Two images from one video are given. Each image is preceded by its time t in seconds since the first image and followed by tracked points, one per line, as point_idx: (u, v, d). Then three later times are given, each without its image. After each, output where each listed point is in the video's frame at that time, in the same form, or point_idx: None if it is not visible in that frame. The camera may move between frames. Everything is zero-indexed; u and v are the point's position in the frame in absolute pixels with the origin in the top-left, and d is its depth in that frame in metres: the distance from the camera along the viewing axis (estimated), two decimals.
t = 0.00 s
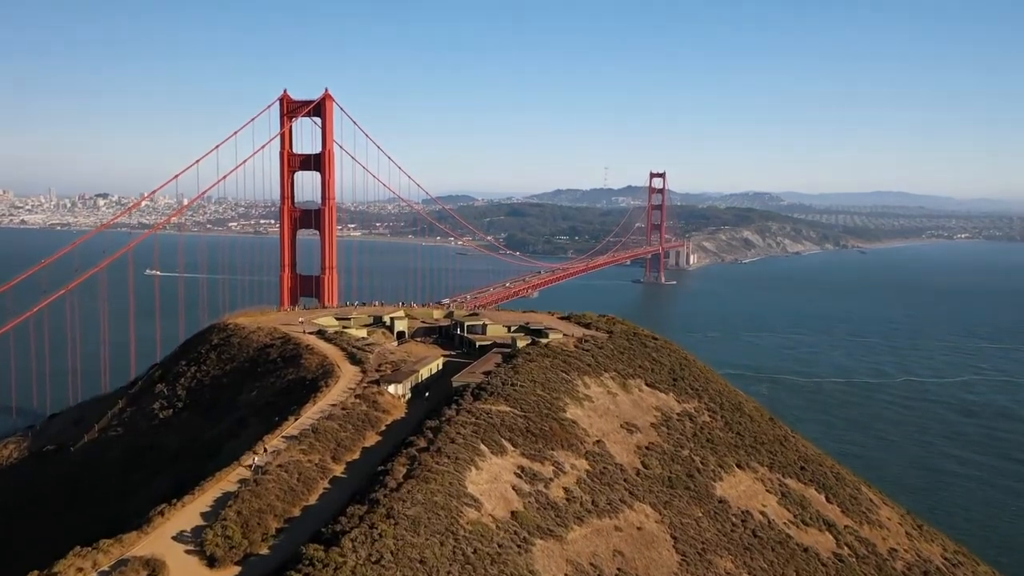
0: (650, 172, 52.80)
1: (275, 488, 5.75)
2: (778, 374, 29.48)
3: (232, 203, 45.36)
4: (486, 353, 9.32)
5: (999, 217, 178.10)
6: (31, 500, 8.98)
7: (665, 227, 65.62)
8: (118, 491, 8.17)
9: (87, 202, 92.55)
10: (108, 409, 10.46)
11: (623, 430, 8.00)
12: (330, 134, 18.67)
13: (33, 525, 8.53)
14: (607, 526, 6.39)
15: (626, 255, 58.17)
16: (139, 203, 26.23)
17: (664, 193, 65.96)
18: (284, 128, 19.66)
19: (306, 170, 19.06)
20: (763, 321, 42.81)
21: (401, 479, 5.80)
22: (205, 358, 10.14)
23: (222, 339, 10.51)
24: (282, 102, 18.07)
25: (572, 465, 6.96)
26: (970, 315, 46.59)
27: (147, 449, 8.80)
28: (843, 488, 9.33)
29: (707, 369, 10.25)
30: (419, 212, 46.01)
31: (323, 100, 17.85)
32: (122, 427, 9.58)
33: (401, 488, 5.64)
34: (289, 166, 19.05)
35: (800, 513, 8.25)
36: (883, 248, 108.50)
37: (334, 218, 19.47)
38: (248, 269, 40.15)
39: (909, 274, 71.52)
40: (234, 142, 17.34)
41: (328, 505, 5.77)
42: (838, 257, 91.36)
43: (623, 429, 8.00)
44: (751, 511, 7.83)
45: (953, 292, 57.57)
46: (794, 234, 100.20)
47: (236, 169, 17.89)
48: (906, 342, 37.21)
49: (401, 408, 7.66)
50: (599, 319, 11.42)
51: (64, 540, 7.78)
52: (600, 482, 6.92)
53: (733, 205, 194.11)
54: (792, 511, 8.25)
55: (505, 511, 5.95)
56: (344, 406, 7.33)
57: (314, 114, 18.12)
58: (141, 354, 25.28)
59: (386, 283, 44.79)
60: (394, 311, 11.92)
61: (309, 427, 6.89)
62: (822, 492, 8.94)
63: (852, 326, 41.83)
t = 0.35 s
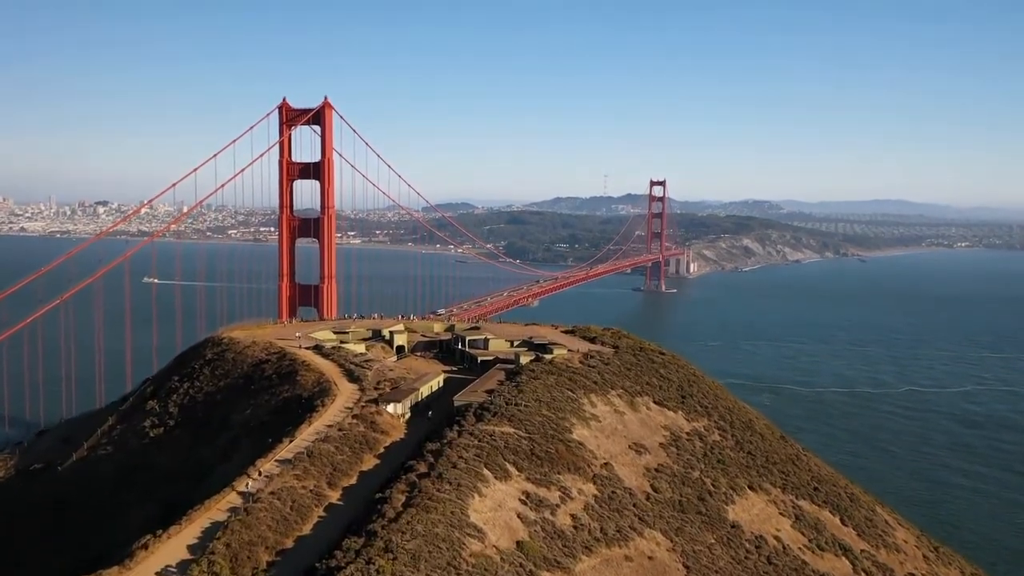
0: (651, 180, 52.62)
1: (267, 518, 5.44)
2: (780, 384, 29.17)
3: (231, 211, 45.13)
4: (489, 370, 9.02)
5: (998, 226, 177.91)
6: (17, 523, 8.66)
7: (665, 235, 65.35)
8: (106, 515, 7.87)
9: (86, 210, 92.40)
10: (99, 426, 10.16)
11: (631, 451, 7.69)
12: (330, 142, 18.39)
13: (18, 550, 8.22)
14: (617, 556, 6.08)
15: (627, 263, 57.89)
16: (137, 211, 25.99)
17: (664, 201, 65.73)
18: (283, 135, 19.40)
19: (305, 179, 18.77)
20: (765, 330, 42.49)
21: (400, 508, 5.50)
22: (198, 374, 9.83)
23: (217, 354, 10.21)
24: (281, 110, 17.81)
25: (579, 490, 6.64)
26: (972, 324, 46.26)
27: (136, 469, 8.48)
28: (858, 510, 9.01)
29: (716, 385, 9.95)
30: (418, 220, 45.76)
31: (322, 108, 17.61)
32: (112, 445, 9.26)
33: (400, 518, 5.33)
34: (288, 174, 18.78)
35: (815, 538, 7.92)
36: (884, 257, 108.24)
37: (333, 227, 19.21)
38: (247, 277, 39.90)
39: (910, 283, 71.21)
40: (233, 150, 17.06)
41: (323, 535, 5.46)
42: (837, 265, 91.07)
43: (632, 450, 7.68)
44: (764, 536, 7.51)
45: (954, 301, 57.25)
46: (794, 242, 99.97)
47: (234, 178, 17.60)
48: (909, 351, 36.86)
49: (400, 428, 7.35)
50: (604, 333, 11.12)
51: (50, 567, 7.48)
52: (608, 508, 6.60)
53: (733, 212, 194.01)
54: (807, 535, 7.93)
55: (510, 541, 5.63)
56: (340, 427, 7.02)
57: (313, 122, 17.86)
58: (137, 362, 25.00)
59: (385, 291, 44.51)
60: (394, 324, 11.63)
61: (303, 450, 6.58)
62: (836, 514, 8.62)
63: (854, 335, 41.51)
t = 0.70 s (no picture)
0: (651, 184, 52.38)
1: (258, 542, 5.15)
2: (782, 388, 28.90)
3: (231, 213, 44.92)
4: (491, 381, 8.74)
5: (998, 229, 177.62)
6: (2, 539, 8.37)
7: (665, 238, 65.09)
8: (93, 533, 7.56)
9: (86, 212, 92.21)
10: (89, 438, 9.86)
11: (640, 467, 7.40)
12: (330, 145, 18.12)
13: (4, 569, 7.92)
14: None
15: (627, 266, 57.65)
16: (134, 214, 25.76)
17: (664, 204, 65.49)
18: (281, 139, 19.14)
19: (305, 182, 18.50)
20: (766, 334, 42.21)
21: (398, 532, 5.20)
22: (191, 385, 9.53)
23: (210, 364, 9.91)
24: (280, 113, 17.55)
25: (586, 510, 6.35)
26: (974, 328, 45.94)
27: (125, 484, 8.18)
28: (872, 526, 8.72)
29: (724, 395, 9.68)
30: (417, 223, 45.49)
31: (321, 110, 17.33)
32: (102, 458, 8.97)
33: (399, 544, 5.03)
34: (286, 178, 18.52)
35: (829, 557, 7.62)
36: (884, 260, 108.03)
37: (332, 230, 18.93)
38: (245, 281, 39.67)
39: (910, 286, 70.91)
40: (230, 152, 16.80)
41: (318, 561, 5.17)
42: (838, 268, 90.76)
43: (640, 467, 7.39)
44: (778, 556, 7.22)
45: (956, 305, 56.94)
46: (794, 245, 99.72)
47: (232, 181, 17.33)
48: (912, 356, 36.55)
49: (399, 444, 7.07)
50: (609, 343, 10.84)
51: None
52: (617, 529, 6.30)
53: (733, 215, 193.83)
54: (821, 553, 7.63)
55: (515, 567, 5.34)
56: (336, 443, 6.73)
57: (312, 125, 17.58)
58: (132, 368, 24.68)
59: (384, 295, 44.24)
60: (392, 332, 11.36)
61: (298, 468, 6.29)
62: (850, 530, 8.32)
63: (855, 339, 41.21)
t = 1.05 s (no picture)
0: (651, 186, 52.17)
1: (248, 565, 4.90)
2: (783, 391, 28.67)
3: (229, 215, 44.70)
4: (493, 391, 8.49)
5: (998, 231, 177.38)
6: None
7: (665, 240, 64.86)
8: (81, 549, 7.31)
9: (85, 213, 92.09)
10: (79, 448, 9.60)
11: (648, 481, 7.14)
12: (328, 147, 17.86)
13: None
14: None
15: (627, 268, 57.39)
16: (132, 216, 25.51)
17: (664, 206, 65.24)
18: (280, 141, 18.90)
19: (303, 185, 18.24)
20: (767, 336, 41.94)
21: (396, 555, 4.95)
22: (184, 394, 9.27)
23: (204, 372, 9.66)
24: (278, 115, 17.29)
25: (592, 527, 6.10)
26: (976, 331, 45.65)
27: (114, 498, 7.93)
28: (885, 540, 8.45)
29: (732, 405, 9.45)
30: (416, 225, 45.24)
31: (319, 112, 17.08)
32: (92, 470, 8.72)
33: (398, 568, 4.78)
34: (285, 180, 18.27)
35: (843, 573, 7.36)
36: (884, 262, 107.82)
37: (331, 233, 18.67)
38: (243, 282, 39.49)
39: (910, 289, 70.62)
40: (227, 155, 16.54)
41: None
42: (838, 270, 90.46)
43: (648, 481, 7.14)
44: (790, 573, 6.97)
45: (957, 308, 56.66)
46: (794, 247, 99.48)
47: (229, 184, 17.05)
48: (913, 359, 36.27)
49: (398, 458, 6.82)
50: (614, 350, 10.59)
51: None
52: (624, 548, 6.04)
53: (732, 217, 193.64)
54: (834, 569, 7.37)
55: None
56: (333, 457, 6.48)
57: (311, 127, 17.32)
58: (128, 370, 24.46)
59: (383, 297, 43.97)
60: (391, 338, 11.11)
61: (293, 485, 6.03)
62: (863, 545, 8.06)
63: (857, 342, 40.94)
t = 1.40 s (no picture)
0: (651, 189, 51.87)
1: None
2: (784, 395, 28.36)
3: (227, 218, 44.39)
4: (495, 405, 8.17)
5: (998, 233, 177.08)
6: None
7: (665, 243, 64.57)
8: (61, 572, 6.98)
9: (84, 214, 91.75)
10: (66, 461, 9.28)
11: (658, 501, 6.82)
12: (327, 149, 17.53)
13: None
14: None
15: (627, 271, 57.05)
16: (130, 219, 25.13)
17: (664, 208, 64.94)
18: (278, 143, 18.59)
19: (301, 187, 17.92)
20: (768, 339, 41.63)
21: None
22: (175, 406, 8.95)
23: (196, 383, 9.34)
24: (276, 116, 16.97)
25: (599, 552, 5.78)
26: (977, 335, 45.34)
27: (99, 516, 7.60)
28: (902, 558, 8.14)
29: (742, 416, 9.14)
30: (415, 228, 44.90)
31: (318, 114, 16.77)
32: (78, 485, 8.40)
33: None
34: (283, 183, 17.97)
35: None
36: (884, 264, 107.53)
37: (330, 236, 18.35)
38: (241, 285, 39.18)
39: (911, 292, 70.28)
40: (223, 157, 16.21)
41: None
42: (838, 273, 90.13)
43: (658, 501, 6.82)
44: None
45: (958, 311, 56.33)
46: (794, 249, 99.22)
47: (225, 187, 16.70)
48: (916, 363, 35.95)
49: (396, 477, 6.50)
50: (619, 360, 10.29)
51: None
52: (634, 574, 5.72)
53: (732, 219, 193.45)
54: None
55: None
56: (328, 477, 6.15)
57: (309, 129, 17.01)
58: (122, 374, 24.13)
59: (382, 299, 43.64)
60: (389, 347, 10.80)
61: (284, 509, 5.70)
62: (880, 566, 7.73)
63: (858, 345, 40.62)
